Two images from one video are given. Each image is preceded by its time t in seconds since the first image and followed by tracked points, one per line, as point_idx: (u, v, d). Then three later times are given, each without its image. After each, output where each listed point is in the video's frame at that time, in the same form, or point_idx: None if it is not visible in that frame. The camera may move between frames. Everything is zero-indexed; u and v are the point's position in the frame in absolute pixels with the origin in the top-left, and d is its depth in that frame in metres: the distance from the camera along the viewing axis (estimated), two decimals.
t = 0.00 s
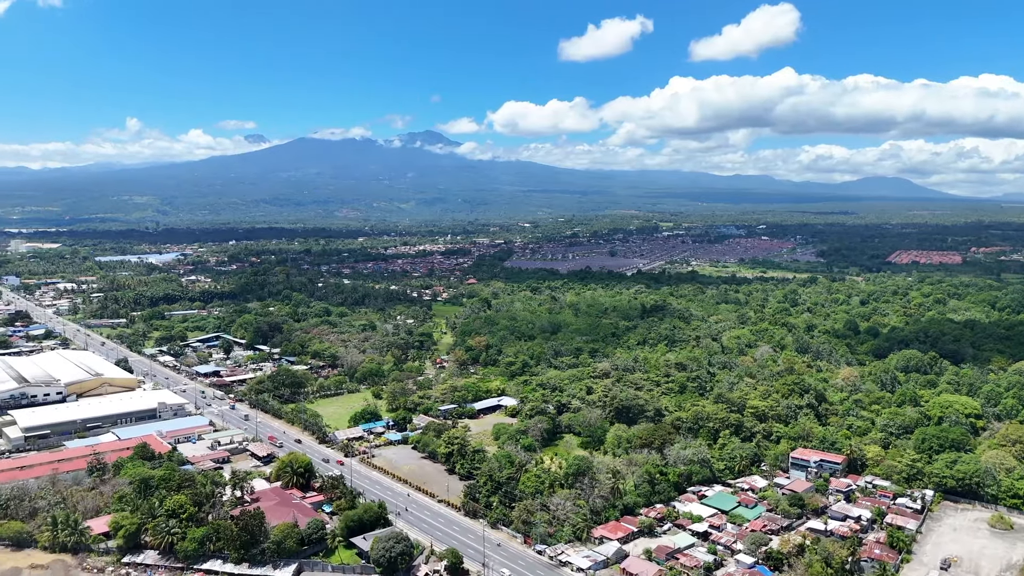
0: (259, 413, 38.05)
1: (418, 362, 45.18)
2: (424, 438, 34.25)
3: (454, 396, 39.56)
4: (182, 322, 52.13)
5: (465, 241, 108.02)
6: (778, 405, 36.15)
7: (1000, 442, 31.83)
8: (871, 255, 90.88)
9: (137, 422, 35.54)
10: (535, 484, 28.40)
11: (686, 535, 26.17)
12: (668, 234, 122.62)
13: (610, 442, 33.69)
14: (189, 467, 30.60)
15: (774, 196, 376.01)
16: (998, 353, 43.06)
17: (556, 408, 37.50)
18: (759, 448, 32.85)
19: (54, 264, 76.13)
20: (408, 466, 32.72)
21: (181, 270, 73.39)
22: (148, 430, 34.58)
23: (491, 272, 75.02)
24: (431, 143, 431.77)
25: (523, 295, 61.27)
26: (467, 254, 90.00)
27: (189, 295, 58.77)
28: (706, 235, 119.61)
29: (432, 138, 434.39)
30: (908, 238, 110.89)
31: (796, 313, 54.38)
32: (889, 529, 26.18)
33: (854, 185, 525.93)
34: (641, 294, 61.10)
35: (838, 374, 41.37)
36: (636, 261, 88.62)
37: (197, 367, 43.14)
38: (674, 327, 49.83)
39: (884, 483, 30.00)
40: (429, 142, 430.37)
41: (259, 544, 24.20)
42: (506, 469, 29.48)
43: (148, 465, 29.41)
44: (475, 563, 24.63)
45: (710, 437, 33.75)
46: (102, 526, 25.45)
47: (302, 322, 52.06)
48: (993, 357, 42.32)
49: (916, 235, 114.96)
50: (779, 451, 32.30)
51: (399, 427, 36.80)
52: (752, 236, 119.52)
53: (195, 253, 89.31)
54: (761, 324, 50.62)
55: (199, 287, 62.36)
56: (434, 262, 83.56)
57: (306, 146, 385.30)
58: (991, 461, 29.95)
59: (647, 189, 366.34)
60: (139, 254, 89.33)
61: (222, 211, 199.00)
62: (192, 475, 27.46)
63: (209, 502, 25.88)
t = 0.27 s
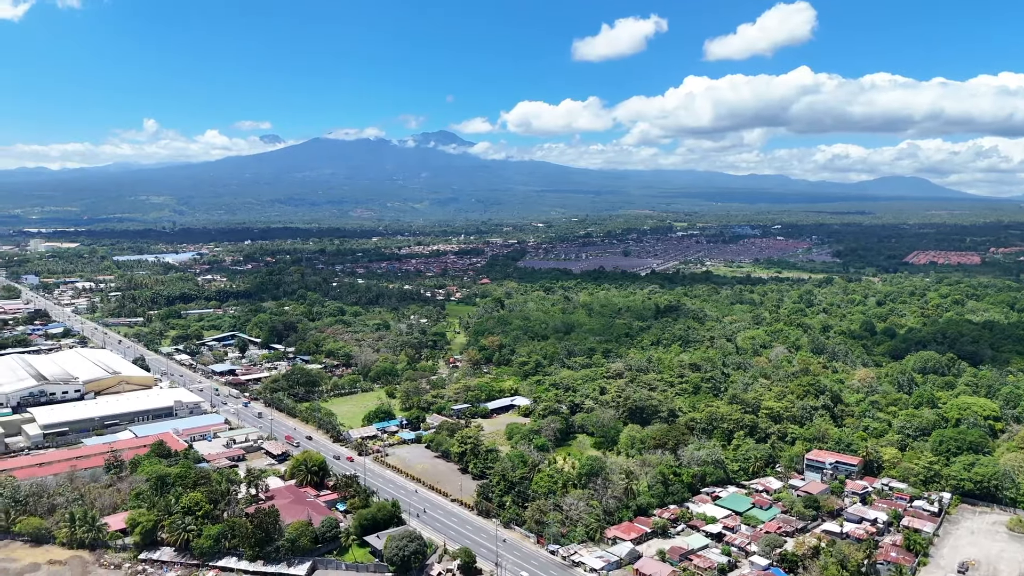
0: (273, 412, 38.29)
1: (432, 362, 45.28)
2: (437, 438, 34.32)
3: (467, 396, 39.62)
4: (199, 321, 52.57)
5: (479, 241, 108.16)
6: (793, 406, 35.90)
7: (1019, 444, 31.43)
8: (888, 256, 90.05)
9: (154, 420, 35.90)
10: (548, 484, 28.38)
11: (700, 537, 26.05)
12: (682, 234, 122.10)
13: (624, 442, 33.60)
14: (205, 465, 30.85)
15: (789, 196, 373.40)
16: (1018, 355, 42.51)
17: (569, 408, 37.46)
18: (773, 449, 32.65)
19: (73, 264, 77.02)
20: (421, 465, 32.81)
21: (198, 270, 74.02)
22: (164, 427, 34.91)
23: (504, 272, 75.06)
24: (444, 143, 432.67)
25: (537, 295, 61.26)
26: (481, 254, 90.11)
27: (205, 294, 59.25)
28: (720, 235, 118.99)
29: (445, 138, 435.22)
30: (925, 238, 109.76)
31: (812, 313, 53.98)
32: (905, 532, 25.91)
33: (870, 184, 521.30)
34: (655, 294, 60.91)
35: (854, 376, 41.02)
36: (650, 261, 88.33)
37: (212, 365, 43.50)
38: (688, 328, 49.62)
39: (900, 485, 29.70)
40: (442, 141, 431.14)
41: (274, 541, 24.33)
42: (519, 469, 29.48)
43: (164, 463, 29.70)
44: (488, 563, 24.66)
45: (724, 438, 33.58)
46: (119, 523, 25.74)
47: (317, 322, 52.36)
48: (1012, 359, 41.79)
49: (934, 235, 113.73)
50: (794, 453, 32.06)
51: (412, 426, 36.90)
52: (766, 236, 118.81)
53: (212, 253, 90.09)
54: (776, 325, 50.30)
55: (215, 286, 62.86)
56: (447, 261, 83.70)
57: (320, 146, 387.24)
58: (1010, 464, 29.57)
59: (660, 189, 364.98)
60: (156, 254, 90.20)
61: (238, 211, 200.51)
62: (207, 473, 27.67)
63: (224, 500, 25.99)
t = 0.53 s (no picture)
0: (288, 411, 38.50)
1: (445, 361, 45.36)
2: (450, 437, 34.38)
3: (480, 396, 39.67)
4: (214, 321, 52.96)
5: (492, 241, 108.28)
6: (808, 408, 35.65)
7: None
8: (905, 256, 89.25)
9: (170, 418, 36.21)
10: (561, 484, 28.35)
11: (713, 538, 25.91)
12: (696, 234, 121.59)
13: (637, 443, 33.50)
14: (220, 463, 31.08)
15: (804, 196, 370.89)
16: None
17: (583, 409, 37.38)
18: (788, 451, 32.43)
19: (91, 263, 77.87)
20: (435, 465, 32.88)
21: (213, 269, 74.61)
22: (180, 426, 35.20)
23: (517, 272, 75.08)
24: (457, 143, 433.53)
25: (550, 295, 61.25)
26: (494, 254, 90.18)
27: (221, 294, 59.69)
28: (735, 235, 118.39)
29: (458, 138, 435.98)
30: (943, 238, 108.62)
31: (828, 314, 53.59)
32: (922, 535, 25.66)
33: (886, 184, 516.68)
34: (669, 294, 60.71)
35: (870, 377, 40.66)
36: (664, 261, 88.06)
37: (228, 364, 43.82)
38: (702, 329, 49.39)
39: (917, 488, 29.40)
40: (455, 141, 431.83)
41: (288, 539, 24.51)
42: (532, 469, 29.46)
43: (180, 461, 29.95)
44: (501, 563, 24.68)
45: (738, 440, 33.39)
46: (136, 520, 25.98)
47: (331, 321, 52.61)
48: None
49: (952, 235, 112.53)
50: (810, 454, 31.82)
51: (426, 425, 36.98)
52: (782, 236, 118.06)
53: (227, 252, 90.75)
54: (791, 326, 49.98)
55: (231, 286, 63.31)
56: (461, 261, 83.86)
57: (333, 146, 389.12)
58: None
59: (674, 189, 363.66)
60: (172, 254, 91.01)
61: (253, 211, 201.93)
62: (222, 471, 27.88)
63: (239, 498, 26.18)
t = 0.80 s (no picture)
0: (302, 410, 38.70)
1: (458, 361, 45.42)
2: (463, 437, 34.42)
3: (493, 396, 39.69)
4: (229, 320, 53.35)
5: (505, 241, 108.37)
6: (823, 409, 35.39)
7: None
8: (922, 256, 88.42)
9: (186, 416, 36.52)
10: (574, 484, 28.31)
11: (727, 540, 25.76)
12: (710, 234, 121.04)
13: (651, 444, 33.40)
14: (235, 461, 31.28)
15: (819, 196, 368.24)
16: None
17: (596, 409, 37.29)
18: (803, 452, 32.19)
19: (109, 263, 78.67)
20: (448, 464, 32.94)
21: (229, 269, 75.17)
22: (196, 424, 35.47)
23: (530, 272, 75.09)
24: (470, 143, 434.02)
25: (563, 295, 61.22)
26: (507, 254, 90.25)
27: (236, 293, 60.11)
28: (749, 235, 117.74)
29: (471, 138, 436.64)
30: (961, 238, 107.48)
31: (843, 315, 53.22)
32: (939, 538, 25.39)
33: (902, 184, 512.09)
34: (684, 295, 60.50)
35: (886, 379, 40.29)
36: (678, 262, 87.76)
37: (243, 363, 44.12)
38: (716, 329, 49.17)
39: (934, 491, 29.09)
40: (468, 141, 432.42)
41: (302, 538, 24.64)
42: (545, 469, 29.44)
43: (196, 459, 30.21)
44: (514, 563, 24.68)
45: (752, 441, 33.20)
46: (152, 517, 26.22)
47: (345, 321, 52.86)
48: None
49: (970, 235, 111.32)
50: (825, 456, 31.57)
51: (439, 425, 37.05)
52: (797, 237, 117.30)
53: (242, 252, 91.35)
54: (806, 327, 49.65)
55: (246, 285, 63.74)
56: (474, 261, 84.01)
57: (347, 146, 390.77)
58: None
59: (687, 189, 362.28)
60: (188, 253, 91.78)
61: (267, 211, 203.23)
62: (237, 469, 28.06)
63: (254, 496, 26.37)
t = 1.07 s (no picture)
0: (317, 409, 38.91)
1: (472, 361, 45.48)
2: (476, 437, 34.46)
3: (507, 396, 39.71)
4: (245, 319, 53.74)
5: (519, 241, 108.38)
6: (839, 411, 35.12)
7: None
8: (940, 256, 87.55)
9: (202, 415, 36.82)
10: (587, 485, 28.26)
11: (741, 542, 25.63)
12: (725, 234, 120.45)
13: (664, 445, 33.29)
14: (250, 460, 31.50)
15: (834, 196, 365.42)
16: None
17: (609, 409, 37.20)
18: (819, 454, 31.95)
19: (126, 262, 79.47)
20: (461, 464, 33.00)
21: (244, 268, 75.70)
22: (212, 423, 35.75)
23: (544, 272, 75.08)
24: (482, 143, 434.46)
25: (577, 295, 61.15)
26: (521, 254, 90.26)
27: (252, 293, 60.52)
28: (765, 235, 117.02)
29: (484, 138, 437.10)
30: (980, 238, 106.32)
31: (860, 315, 52.78)
32: (957, 542, 25.12)
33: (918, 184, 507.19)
34: (698, 295, 60.24)
35: (903, 380, 39.91)
36: (692, 262, 87.41)
37: (258, 362, 44.42)
38: (731, 330, 48.90)
39: (952, 494, 28.76)
40: (480, 141, 432.88)
41: (316, 536, 24.78)
42: (558, 470, 29.41)
43: (212, 457, 30.44)
44: (527, 563, 24.68)
45: (767, 443, 33.01)
46: (168, 515, 26.45)
47: (359, 321, 53.08)
48: None
49: (990, 236, 110.03)
50: (841, 458, 31.33)
51: (452, 424, 37.12)
52: (812, 237, 116.47)
53: (257, 252, 91.93)
54: (822, 328, 49.29)
55: (261, 285, 64.14)
56: (488, 261, 84.09)
57: (360, 147, 392.36)
58: None
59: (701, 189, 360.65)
60: (204, 253, 92.53)
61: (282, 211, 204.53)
62: (253, 468, 28.25)
63: (269, 494, 26.54)
